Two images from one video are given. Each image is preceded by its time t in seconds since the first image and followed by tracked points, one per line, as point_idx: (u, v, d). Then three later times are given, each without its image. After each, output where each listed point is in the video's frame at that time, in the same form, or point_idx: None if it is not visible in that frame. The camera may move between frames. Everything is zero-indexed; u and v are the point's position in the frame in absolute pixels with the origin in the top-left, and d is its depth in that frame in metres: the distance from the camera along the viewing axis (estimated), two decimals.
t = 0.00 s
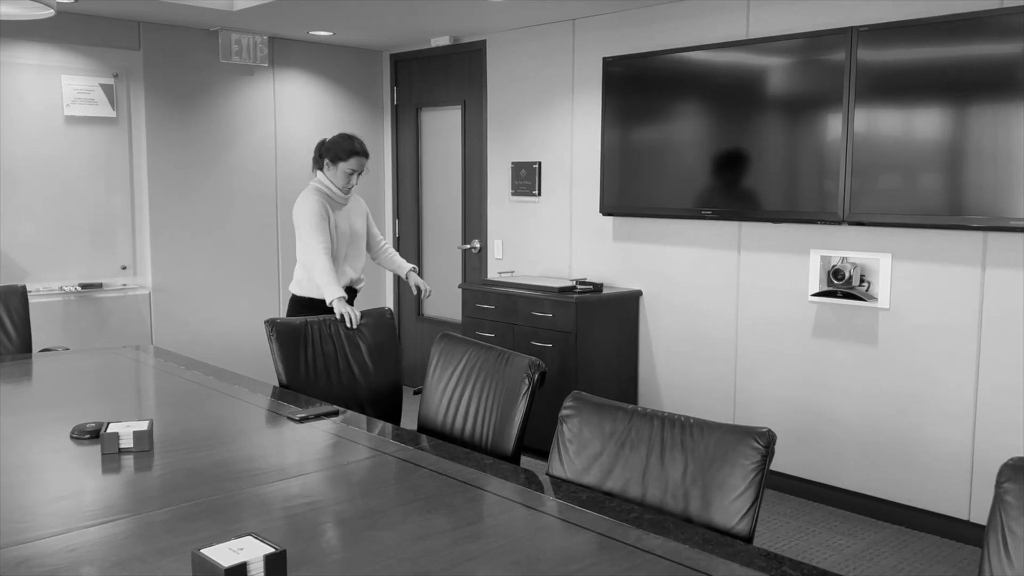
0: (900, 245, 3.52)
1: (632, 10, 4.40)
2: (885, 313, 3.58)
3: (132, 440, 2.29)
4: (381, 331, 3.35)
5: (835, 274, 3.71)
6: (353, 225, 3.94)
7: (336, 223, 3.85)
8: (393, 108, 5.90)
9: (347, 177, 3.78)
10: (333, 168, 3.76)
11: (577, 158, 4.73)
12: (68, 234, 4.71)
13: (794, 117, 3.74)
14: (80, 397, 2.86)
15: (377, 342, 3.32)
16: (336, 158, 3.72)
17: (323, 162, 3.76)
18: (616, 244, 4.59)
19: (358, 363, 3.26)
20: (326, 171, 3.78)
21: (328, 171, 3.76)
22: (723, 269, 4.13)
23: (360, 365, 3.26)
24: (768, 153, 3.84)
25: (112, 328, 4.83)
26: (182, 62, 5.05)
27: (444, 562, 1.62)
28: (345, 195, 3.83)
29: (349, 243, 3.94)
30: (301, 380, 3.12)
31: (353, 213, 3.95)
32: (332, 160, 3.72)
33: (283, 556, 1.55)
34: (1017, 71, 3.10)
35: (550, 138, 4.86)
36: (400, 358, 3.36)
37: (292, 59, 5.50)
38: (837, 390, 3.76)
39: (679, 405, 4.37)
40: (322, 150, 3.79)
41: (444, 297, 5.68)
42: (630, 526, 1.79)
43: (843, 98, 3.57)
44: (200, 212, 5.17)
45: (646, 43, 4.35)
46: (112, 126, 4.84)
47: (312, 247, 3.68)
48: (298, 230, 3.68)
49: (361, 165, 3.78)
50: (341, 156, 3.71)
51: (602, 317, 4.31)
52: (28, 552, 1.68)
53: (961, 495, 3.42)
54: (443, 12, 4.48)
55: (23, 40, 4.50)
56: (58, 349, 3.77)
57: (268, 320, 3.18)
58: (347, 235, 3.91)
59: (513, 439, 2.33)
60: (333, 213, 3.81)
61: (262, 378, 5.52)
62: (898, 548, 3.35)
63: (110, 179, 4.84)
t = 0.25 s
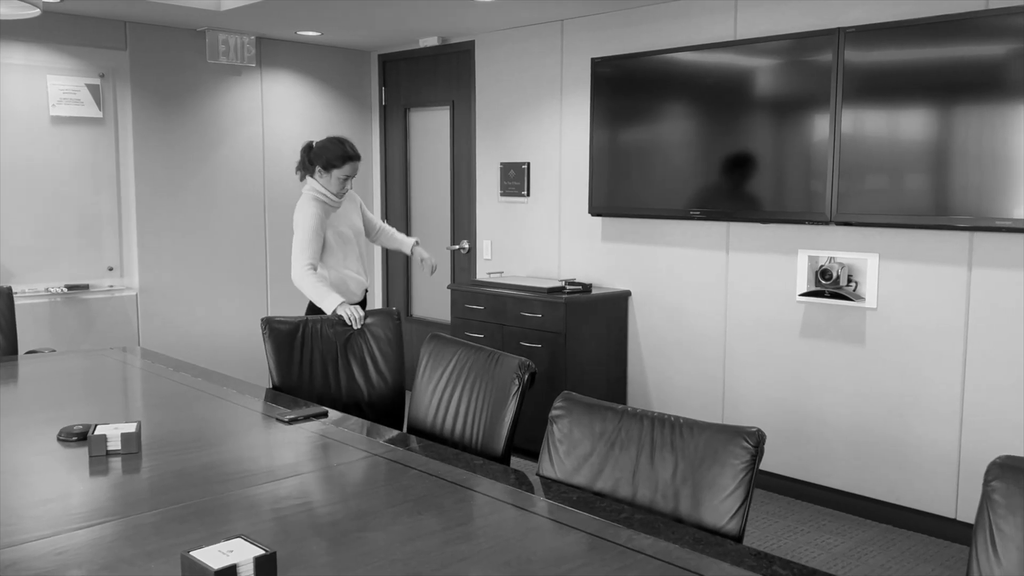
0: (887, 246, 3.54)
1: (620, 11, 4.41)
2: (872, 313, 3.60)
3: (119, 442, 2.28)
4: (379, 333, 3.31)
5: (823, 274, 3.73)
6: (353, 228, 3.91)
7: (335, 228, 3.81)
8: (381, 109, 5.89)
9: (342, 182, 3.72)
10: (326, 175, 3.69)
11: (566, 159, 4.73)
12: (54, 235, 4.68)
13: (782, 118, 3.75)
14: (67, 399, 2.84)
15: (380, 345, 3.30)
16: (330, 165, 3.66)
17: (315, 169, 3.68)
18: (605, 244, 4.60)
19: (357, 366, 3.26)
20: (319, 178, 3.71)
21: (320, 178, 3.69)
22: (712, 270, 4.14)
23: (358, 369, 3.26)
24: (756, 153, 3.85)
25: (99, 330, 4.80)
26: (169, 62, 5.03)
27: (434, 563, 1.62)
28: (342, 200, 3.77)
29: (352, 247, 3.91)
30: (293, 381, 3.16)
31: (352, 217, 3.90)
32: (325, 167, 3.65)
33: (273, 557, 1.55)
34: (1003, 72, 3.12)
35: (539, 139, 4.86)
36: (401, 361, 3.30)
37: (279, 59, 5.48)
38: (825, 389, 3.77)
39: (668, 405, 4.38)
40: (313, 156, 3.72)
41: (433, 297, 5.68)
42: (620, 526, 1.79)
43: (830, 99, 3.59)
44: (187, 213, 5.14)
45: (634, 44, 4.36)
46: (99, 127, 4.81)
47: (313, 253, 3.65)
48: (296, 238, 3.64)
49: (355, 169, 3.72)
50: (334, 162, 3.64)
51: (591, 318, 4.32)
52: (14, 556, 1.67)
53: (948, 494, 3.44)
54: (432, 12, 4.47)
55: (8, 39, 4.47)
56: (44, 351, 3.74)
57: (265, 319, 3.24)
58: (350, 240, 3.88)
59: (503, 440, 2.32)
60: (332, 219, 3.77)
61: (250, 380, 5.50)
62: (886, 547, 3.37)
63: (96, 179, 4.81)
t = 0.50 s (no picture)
0: (870, 245, 3.57)
1: (605, 11, 4.42)
2: (855, 311, 3.63)
3: (102, 443, 2.26)
4: (374, 335, 3.30)
5: (807, 274, 3.74)
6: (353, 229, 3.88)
7: (338, 230, 3.79)
8: (366, 108, 5.87)
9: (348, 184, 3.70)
10: (332, 177, 3.66)
11: (550, 158, 4.74)
12: (35, 235, 4.63)
13: (765, 117, 3.77)
14: (49, 400, 2.82)
15: (373, 347, 3.29)
16: (337, 167, 3.63)
17: (320, 171, 3.64)
18: (590, 244, 4.61)
19: (349, 366, 3.26)
20: (323, 180, 3.67)
21: (326, 180, 3.65)
22: (697, 269, 4.16)
23: (350, 368, 3.26)
24: (740, 153, 3.86)
25: (81, 331, 4.76)
26: (151, 61, 4.99)
27: (421, 563, 1.61)
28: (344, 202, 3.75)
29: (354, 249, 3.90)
30: (283, 380, 3.16)
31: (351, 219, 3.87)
32: (332, 169, 3.62)
33: (259, 558, 1.54)
34: (983, 72, 3.15)
35: (524, 138, 4.87)
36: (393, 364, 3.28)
37: (263, 58, 5.46)
38: (808, 388, 3.80)
39: (653, 404, 4.39)
40: (315, 158, 3.66)
41: (418, 297, 5.67)
42: (607, 524, 1.79)
43: (813, 99, 3.61)
44: (170, 213, 5.11)
45: (619, 44, 4.37)
46: (80, 126, 4.77)
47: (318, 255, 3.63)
48: (298, 242, 3.59)
49: (359, 169, 3.71)
50: (343, 163, 3.62)
51: (577, 317, 4.32)
52: None
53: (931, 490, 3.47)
54: (417, 11, 4.46)
55: None
56: (25, 352, 3.70)
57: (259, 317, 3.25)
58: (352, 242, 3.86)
59: (489, 439, 2.32)
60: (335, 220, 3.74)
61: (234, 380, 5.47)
62: (870, 544, 3.40)
63: (78, 179, 4.77)
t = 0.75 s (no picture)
0: (847, 244, 3.60)
1: (585, 11, 4.42)
2: (833, 310, 3.66)
3: (78, 444, 2.24)
4: (359, 335, 3.27)
5: (785, 272, 3.77)
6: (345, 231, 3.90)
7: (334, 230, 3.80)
8: (346, 107, 5.85)
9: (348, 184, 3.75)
10: (334, 176, 3.69)
11: (531, 158, 4.74)
12: (10, 235, 4.57)
13: (744, 117, 3.79)
14: (24, 401, 2.78)
15: (358, 347, 3.25)
16: (340, 166, 3.68)
17: (322, 170, 3.66)
18: (571, 243, 4.61)
19: (333, 366, 3.23)
20: (324, 179, 3.69)
21: (328, 179, 3.68)
22: (676, 268, 4.18)
23: (334, 368, 3.23)
24: (719, 152, 3.88)
25: (57, 332, 4.71)
26: (128, 59, 4.95)
27: (400, 562, 1.61)
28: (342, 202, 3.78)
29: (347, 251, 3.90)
30: (264, 380, 3.15)
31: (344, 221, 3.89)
32: (336, 168, 3.66)
33: (236, 558, 1.53)
34: (958, 72, 3.19)
35: (504, 137, 4.87)
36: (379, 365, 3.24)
37: (242, 57, 5.42)
38: (787, 386, 3.82)
39: (634, 403, 4.40)
40: (317, 157, 3.68)
41: (399, 297, 5.65)
42: (586, 522, 1.80)
43: (791, 99, 3.64)
44: (148, 212, 5.07)
45: (599, 44, 4.38)
46: (56, 125, 4.71)
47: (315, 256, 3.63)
48: (295, 240, 3.59)
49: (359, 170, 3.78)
50: (347, 163, 3.68)
51: (557, 316, 4.33)
52: None
53: (907, 487, 3.50)
54: (397, 10, 4.45)
55: None
56: None
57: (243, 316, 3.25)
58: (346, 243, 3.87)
59: (469, 438, 2.32)
60: (332, 221, 3.75)
61: (213, 381, 5.43)
62: (848, 540, 3.42)
63: (54, 178, 4.72)
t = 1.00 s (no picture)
0: (824, 244, 3.63)
1: (564, 12, 4.44)
2: (811, 309, 3.69)
3: (52, 446, 2.22)
4: (342, 336, 3.20)
5: (763, 272, 3.79)
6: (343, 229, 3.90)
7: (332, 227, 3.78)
8: (326, 108, 5.84)
9: (349, 181, 3.78)
10: (336, 172, 3.73)
11: (511, 158, 4.75)
12: None
13: (722, 118, 3.82)
14: None
15: (341, 348, 3.18)
16: (342, 162, 3.71)
17: (324, 166, 3.69)
18: (551, 243, 4.62)
19: (315, 367, 3.18)
20: (325, 174, 3.72)
21: (329, 174, 3.71)
22: (656, 268, 4.20)
23: (316, 370, 3.17)
24: (698, 153, 3.91)
25: (34, 333, 4.67)
26: (106, 58, 4.91)
27: (375, 561, 1.61)
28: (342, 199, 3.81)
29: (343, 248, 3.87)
30: (244, 382, 3.12)
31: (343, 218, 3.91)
32: (338, 164, 3.69)
33: (210, 558, 1.53)
34: (932, 74, 3.23)
35: (484, 138, 4.87)
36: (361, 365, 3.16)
37: (222, 57, 5.40)
38: (765, 385, 3.85)
39: (614, 402, 4.42)
40: (320, 153, 3.71)
41: (379, 298, 5.64)
42: (562, 520, 1.80)
43: (768, 100, 3.67)
44: (126, 213, 5.03)
45: (578, 45, 4.39)
46: (33, 125, 4.67)
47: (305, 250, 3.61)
48: (289, 232, 3.57)
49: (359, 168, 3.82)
50: (349, 160, 3.72)
51: (538, 317, 4.34)
52: None
53: (884, 484, 3.54)
54: (377, 11, 4.44)
55: None
56: None
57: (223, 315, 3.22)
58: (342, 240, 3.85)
59: (447, 438, 2.32)
60: (331, 216, 3.75)
61: (193, 383, 5.40)
62: (826, 538, 3.45)
63: (31, 179, 4.68)
